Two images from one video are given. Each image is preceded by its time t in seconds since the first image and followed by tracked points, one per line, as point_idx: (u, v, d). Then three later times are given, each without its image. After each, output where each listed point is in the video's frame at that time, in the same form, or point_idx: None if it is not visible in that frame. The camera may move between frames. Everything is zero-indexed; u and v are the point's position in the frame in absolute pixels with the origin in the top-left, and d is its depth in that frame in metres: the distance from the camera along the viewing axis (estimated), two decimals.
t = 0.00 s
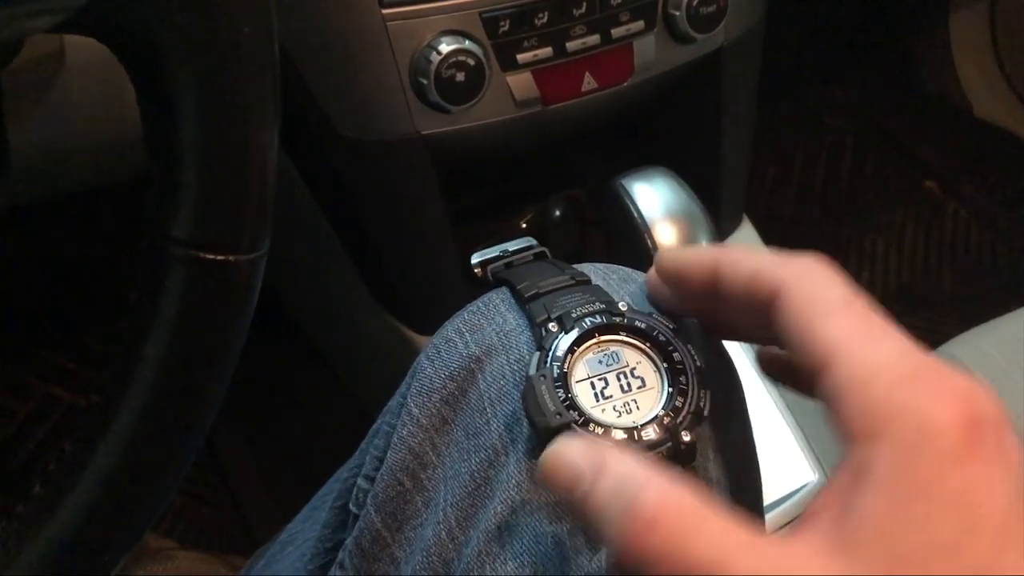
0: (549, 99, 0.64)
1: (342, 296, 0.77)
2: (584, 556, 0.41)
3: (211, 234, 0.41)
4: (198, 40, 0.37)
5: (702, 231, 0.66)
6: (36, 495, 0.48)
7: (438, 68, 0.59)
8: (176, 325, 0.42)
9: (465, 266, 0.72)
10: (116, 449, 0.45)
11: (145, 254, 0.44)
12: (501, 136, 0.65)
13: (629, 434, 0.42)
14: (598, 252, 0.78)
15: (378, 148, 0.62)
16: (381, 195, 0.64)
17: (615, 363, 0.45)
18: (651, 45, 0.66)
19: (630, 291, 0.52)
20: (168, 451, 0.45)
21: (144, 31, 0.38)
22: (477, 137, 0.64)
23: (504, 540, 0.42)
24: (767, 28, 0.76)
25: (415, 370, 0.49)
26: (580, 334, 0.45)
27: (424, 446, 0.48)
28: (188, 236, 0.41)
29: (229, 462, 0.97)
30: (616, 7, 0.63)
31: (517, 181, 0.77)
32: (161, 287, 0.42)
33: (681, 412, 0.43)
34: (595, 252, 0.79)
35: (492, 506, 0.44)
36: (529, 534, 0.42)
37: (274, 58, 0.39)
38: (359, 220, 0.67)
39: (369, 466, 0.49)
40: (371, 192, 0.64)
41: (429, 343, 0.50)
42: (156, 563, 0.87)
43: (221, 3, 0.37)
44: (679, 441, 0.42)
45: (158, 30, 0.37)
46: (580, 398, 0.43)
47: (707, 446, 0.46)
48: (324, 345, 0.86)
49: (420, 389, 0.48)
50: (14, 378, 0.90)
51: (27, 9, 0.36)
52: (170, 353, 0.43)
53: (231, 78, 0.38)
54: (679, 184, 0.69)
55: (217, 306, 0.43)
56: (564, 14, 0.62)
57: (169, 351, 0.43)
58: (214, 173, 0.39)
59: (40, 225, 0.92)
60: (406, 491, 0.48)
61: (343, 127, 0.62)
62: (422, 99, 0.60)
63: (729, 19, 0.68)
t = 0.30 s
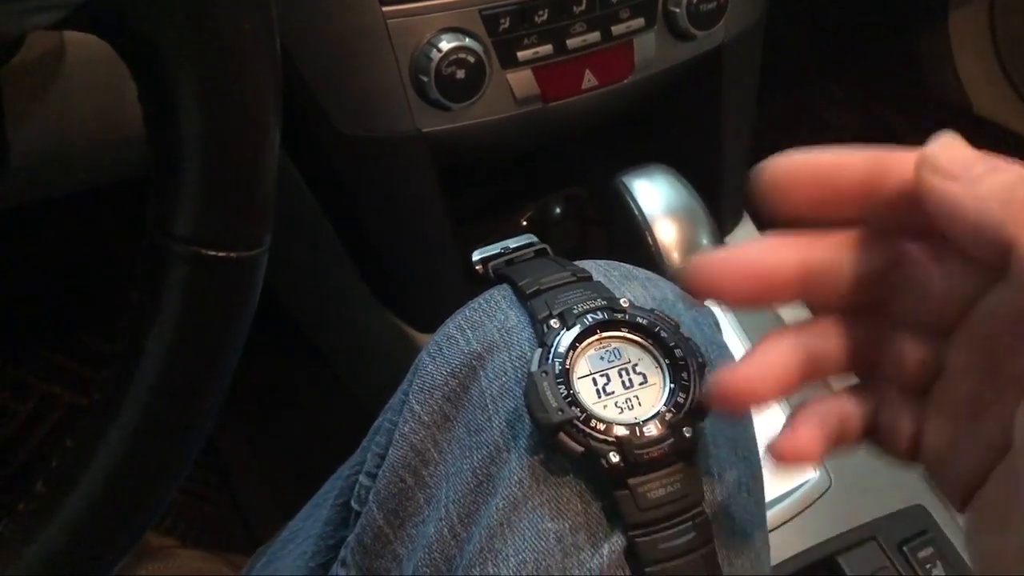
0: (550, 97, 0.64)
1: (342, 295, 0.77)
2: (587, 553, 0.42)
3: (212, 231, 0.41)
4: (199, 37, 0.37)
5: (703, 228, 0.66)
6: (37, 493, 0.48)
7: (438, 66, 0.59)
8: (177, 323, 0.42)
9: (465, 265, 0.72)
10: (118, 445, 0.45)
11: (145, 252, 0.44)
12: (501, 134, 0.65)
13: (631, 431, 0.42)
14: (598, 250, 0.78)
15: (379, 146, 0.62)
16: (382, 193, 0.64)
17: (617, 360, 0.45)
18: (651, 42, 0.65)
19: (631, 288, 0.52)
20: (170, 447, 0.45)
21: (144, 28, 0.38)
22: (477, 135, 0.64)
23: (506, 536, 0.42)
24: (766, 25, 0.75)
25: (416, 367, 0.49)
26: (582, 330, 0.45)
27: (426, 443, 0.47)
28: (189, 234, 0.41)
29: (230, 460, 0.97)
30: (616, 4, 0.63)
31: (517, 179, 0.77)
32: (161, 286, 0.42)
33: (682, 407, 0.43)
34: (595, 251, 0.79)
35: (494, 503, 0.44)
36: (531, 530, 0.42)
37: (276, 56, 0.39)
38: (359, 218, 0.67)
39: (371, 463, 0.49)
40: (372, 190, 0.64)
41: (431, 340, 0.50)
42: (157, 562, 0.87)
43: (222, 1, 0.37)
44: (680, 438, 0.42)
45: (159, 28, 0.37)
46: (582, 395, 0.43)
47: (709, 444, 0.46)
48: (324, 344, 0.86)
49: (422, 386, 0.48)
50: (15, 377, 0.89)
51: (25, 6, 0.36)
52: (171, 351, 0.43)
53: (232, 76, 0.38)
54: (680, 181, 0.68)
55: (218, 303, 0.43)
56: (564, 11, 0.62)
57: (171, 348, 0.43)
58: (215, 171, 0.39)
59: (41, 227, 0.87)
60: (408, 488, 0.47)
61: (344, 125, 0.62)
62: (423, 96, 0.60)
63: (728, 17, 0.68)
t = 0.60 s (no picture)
0: (549, 93, 0.64)
1: (342, 291, 0.76)
2: (586, 548, 0.42)
3: (210, 223, 0.40)
4: (197, 29, 0.37)
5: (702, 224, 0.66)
6: (34, 488, 0.48)
7: (437, 62, 0.59)
8: (175, 316, 0.42)
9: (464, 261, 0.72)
10: (115, 438, 0.44)
11: (143, 246, 0.43)
12: (501, 130, 0.65)
13: (631, 426, 0.42)
14: (598, 247, 0.78)
15: (378, 142, 0.62)
16: (380, 188, 0.64)
17: (617, 355, 0.45)
18: (650, 38, 0.65)
19: (630, 283, 0.51)
20: (167, 441, 0.45)
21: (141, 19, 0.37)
22: (477, 130, 0.63)
23: (505, 532, 0.42)
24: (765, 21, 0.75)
25: (415, 363, 0.49)
26: (581, 325, 0.45)
27: (425, 438, 0.47)
28: (187, 227, 0.41)
29: (229, 458, 0.97)
30: None
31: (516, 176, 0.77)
32: (159, 279, 0.42)
33: (682, 403, 0.43)
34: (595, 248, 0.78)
35: (493, 499, 0.43)
36: (531, 527, 0.42)
37: (275, 50, 0.39)
38: (358, 213, 0.66)
39: (370, 459, 0.49)
40: (370, 185, 0.64)
41: (429, 336, 0.50)
42: (156, 560, 0.86)
43: None
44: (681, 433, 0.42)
45: (156, 21, 0.37)
46: (582, 390, 0.43)
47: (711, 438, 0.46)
48: (324, 342, 0.86)
49: (421, 381, 0.48)
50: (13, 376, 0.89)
51: None
52: (168, 345, 0.43)
53: (228, 69, 0.37)
54: (679, 177, 0.68)
55: (216, 296, 0.42)
56: (563, 7, 0.61)
57: (168, 341, 0.43)
58: (213, 164, 0.39)
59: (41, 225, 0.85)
60: (407, 484, 0.47)
61: (343, 120, 0.62)
62: (422, 92, 0.60)
63: (728, 12, 0.67)
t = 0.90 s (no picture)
0: (546, 94, 0.64)
1: (339, 291, 0.76)
2: (583, 550, 0.42)
3: (206, 224, 0.40)
4: (194, 30, 0.37)
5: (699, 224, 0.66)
6: (31, 488, 0.48)
7: (435, 63, 0.59)
8: (171, 317, 0.42)
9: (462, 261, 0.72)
10: (112, 439, 0.44)
11: (140, 246, 0.43)
12: (498, 130, 0.65)
13: (627, 427, 0.42)
14: (596, 248, 0.78)
15: (376, 143, 0.62)
16: (377, 188, 0.64)
17: (613, 356, 0.45)
18: (648, 39, 0.65)
19: (627, 284, 0.51)
20: (163, 441, 0.45)
21: (138, 21, 0.37)
22: (474, 131, 0.64)
23: (502, 532, 0.42)
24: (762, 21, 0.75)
25: (412, 364, 0.49)
26: (578, 326, 0.45)
27: (422, 439, 0.47)
28: (184, 228, 0.41)
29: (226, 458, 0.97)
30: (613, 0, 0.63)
31: (513, 176, 0.77)
32: (156, 279, 0.42)
33: (678, 404, 0.43)
34: (593, 248, 0.78)
35: (490, 500, 0.43)
36: (527, 528, 0.42)
37: (272, 51, 0.39)
38: (356, 213, 0.66)
39: (367, 460, 0.49)
40: (367, 185, 0.64)
41: (426, 337, 0.50)
42: (154, 559, 0.86)
43: None
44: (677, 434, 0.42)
45: (152, 22, 0.37)
46: (578, 390, 0.43)
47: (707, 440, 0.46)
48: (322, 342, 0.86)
49: (417, 382, 0.48)
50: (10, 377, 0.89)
51: None
52: (164, 345, 0.43)
53: (225, 71, 0.37)
54: (676, 178, 0.68)
55: (213, 297, 0.42)
56: (561, 8, 0.61)
57: (165, 342, 0.43)
58: (210, 165, 0.39)
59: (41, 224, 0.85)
60: (403, 485, 0.47)
61: (341, 121, 0.62)
62: (419, 92, 0.60)
63: (725, 13, 0.67)
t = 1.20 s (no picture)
0: (542, 90, 0.64)
1: (336, 288, 0.76)
2: (578, 544, 0.42)
3: (202, 220, 0.40)
4: (188, 26, 0.37)
5: (694, 220, 0.66)
6: (26, 484, 0.48)
7: (430, 59, 0.59)
8: (166, 312, 0.42)
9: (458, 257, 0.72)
10: (107, 434, 0.44)
11: (135, 241, 0.43)
12: (494, 126, 0.65)
13: (623, 422, 0.42)
14: (592, 245, 0.78)
15: (372, 139, 0.62)
16: (371, 184, 0.64)
17: (608, 351, 0.45)
18: (643, 35, 0.65)
19: (622, 279, 0.52)
20: (158, 437, 0.45)
21: (133, 16, 0.37)
22: (469, 127, 0.64)
23: (497, 528, 0.42)
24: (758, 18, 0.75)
25: (407, 360, 0.49)
26: (573, 322, 0.45)
27: (418, 435, 0.47)
28: (179, 223, 0.41)
29: (223, 456, 0.97)
30: None
31: (509, 173, 0.77)
32: (151, 275, 0.42)
33: (673, 399, 0.43)
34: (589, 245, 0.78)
35: (485, 495, 0.43)
36: (522, 522, 0.42)
37: (266, 47, 0.39)
38: (351, 210, 0.66)
39: (363, 456, 0.49)
40: (362, 182, 0.64)
41: (421, 333, 0.50)
42: (149, 557, 0.86)
43: None
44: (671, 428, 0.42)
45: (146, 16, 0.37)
46: (573, 386, 0.43)
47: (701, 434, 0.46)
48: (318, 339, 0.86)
49: (413, 378, 0.48)
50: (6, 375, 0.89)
51: None
52: (159, 342, 0.43)
53: (220, 67, 0.37)
54: (672, 174, 0.68)
55: (208, 293, 0.42)
56: (556, 4, 0.61)
57: (159, 337, 0.43)
58: (205, 161, 0.39)
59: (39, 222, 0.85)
60: (399, 481, 0.47)
61: (336, 118, 0.62)
62: (414, 88, 0.60)
63: (721, 10, 0.67)
